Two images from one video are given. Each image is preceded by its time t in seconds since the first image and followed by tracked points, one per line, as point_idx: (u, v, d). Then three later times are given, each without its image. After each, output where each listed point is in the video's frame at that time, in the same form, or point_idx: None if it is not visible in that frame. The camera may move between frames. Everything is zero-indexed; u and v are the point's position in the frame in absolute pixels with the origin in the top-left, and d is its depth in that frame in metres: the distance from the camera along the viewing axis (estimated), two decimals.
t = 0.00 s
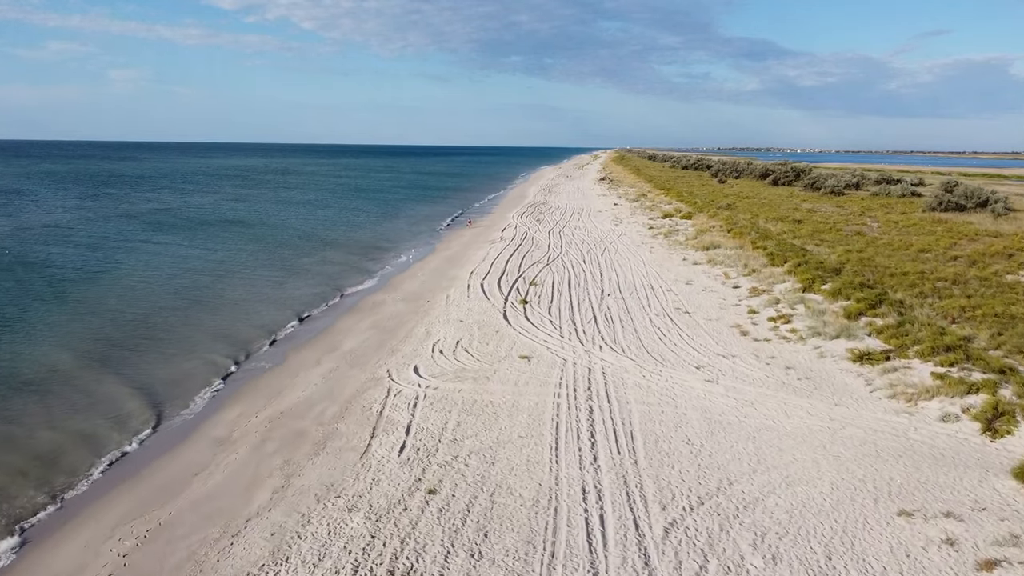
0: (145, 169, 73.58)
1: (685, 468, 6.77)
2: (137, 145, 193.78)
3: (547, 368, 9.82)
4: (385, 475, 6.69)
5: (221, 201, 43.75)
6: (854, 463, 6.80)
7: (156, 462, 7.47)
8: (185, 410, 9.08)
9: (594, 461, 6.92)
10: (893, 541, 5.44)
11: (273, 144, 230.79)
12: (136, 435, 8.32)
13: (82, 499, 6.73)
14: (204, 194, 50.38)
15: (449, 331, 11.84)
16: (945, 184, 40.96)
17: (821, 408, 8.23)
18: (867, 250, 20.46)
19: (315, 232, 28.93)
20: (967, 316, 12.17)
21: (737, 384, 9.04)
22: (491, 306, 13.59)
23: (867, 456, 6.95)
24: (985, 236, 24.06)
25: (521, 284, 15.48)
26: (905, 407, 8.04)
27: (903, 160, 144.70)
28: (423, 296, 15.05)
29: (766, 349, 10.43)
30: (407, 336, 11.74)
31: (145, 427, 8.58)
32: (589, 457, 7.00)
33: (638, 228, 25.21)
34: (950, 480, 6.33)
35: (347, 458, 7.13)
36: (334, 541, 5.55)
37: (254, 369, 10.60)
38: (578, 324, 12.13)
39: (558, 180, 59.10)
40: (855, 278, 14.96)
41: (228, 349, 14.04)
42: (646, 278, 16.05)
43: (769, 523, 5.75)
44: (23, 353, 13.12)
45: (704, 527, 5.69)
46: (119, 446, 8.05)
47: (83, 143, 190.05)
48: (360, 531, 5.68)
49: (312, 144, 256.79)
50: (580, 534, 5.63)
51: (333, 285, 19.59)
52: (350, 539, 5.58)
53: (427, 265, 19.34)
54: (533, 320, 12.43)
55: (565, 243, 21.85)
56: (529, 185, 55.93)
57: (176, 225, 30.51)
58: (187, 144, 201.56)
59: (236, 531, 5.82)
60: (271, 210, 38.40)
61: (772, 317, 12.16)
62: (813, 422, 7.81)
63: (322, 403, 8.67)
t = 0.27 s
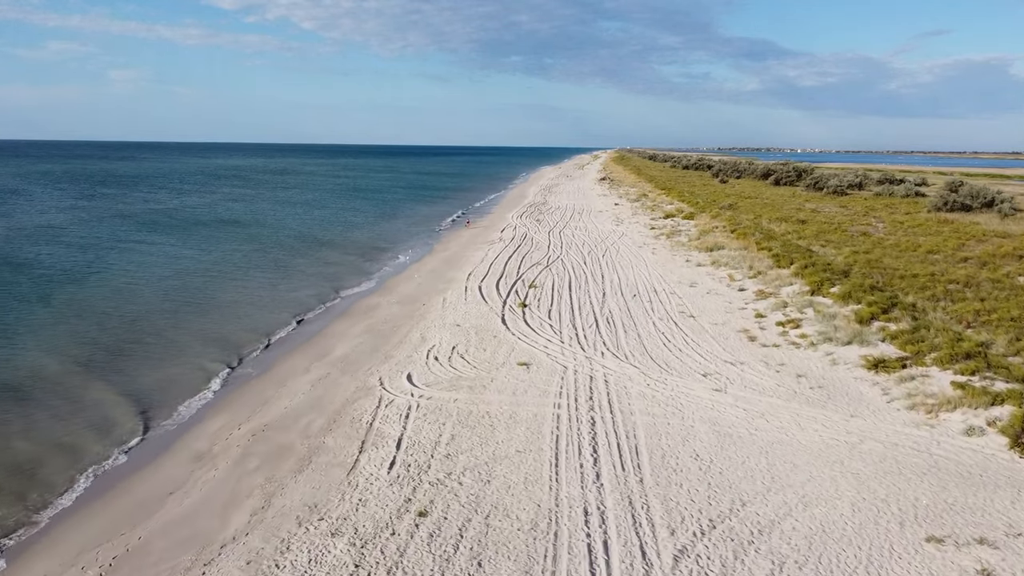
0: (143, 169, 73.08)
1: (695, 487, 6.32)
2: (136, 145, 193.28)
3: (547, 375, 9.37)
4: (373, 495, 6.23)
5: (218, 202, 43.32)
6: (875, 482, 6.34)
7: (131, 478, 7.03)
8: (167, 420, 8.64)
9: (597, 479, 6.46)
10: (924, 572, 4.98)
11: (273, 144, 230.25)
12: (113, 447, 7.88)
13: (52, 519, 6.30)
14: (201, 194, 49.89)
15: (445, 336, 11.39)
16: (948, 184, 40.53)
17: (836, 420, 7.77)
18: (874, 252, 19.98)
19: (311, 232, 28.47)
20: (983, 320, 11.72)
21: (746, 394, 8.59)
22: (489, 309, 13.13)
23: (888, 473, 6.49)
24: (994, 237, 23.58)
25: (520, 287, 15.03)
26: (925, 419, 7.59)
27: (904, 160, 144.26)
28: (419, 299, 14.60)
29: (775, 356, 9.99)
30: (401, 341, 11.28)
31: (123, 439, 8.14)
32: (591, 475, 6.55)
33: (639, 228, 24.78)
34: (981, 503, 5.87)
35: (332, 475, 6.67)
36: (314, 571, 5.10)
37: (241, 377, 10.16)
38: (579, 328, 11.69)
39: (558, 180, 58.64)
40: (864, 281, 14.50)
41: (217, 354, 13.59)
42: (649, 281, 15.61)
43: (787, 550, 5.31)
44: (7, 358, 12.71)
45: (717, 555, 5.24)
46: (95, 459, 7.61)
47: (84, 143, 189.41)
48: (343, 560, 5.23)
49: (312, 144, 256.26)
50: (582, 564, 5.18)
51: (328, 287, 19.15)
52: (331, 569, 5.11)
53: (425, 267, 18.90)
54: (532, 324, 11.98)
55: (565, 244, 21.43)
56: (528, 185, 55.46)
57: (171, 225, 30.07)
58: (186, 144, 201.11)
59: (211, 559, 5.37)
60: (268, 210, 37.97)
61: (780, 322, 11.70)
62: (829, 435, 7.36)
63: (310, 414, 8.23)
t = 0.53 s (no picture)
0: (140, 169, 72.58)
1: (705, 508, 5.87)
2: (135, 144, 192.67)
3: (545, 383, 8.93)
4: (359, 516, 5.79)
5: (215, 202, 42.86)
6: (900, 502, 5.88)
7: (104, 494, 6.61)
8: (147, 431, 8.21)
9: (599, 499, 6.01)
10: None
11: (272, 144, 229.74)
12: (88, 459, 7.44)
13: (16, 540, 5.86)
14: (198, 193, 49.41)
15: (441, 341, 10.95)
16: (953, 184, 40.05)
17: (853, 432, 7.33)
18: (881, 252, 19.53)
19: (307, 232, 28.00)
20: (1000, 324, 11.27)
21: (757, 404, 8.14)
22: (486, 312, 12.69)
23: (914, 492, 6.03)
24: (1003, 238, 23.13)
25: (519, 289, 14.58)
26: (949, 432, 7.13)
27: (905, 160, 143.80)
28: (414, 302, 14.15)
29: (786, 362, 9.54)
30: (394, 346, 10.84)
31: (98, 450, 7.70)
32: (593, 494, 6.09)
33: (640, 228, 24.34)
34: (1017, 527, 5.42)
35: (317, 493, 6.23)
36: None
37: (227, 384, 9.72)
38: (580, 333, 11.24)
39: (558, 180, 58.15)
40: (874, 283, 14.05)
41: (206, 358, 13.14)
42: (652, 282, 15.17)
43: None
44: None
45: None
46: (67, 471, 7.18)
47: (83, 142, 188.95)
48: None
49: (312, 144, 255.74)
50: None
51: (323, 289, 18.71)
52: None
53: (422, 268, 18.46)
54: (532, 329, 11.53)
55: (565, 245, 20.98)
56: (529, 185, 54.97)
57: (165, 225, 29.61)
58: (186, 144, 200.77)
59: None
60: (264, 210, 37.52)
61: (789, 326, 11.25)
62: (847, 449, 6.91)
63: (296, 426, 7.79)
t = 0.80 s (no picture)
0: (137, 169, 72.12)
1: (717, 532, 5.42)
2: (134, 144, 192.11)
3: (545, 392, 8.47)
4: (342, 542, 5.33)
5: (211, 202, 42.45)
6: (928, 526, 5.43)
7: (67, 514, 6.13)
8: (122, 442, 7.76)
9: (602, 522, 5.55)
10: None
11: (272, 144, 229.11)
12: (61, 472, 7.03)
13: None
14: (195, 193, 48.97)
15: (435, 346, 10.49)
16: (957, 183, 39.58)
17: (871, 445, 6.88)
18: (889, 253, 19.07)
19: (303, 232, 27.55)
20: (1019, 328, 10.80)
21: (768, 415, 7.70)
22: (484, 316, 12.25)
23: (942, 515, 5.58)
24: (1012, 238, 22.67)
25: (517, 291, 14.12)
26: (975, 446, 6.68)
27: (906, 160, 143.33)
28: (409, 304, 13.70)
29: (797, 370, 9.08)
30: (386, 352, 10.38)
31: (69, 462, 7.27)
32: (596, 516, 5.64)
33: (642, 229, 23.91)
34: None
35: (297, 515, 5.77)
36: None
37: (211, 392, 9.27)
38: (581, 337, 10.79)
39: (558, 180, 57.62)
40: (885, 285, 13.58)
41: (194, 362, 12.74)
42: (654, 284, 14.73)
43: None
44: None
45: None
46: (32, 486, 6.75)
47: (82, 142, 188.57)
48: None
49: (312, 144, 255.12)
50: None
51: (317, 290, 18.29)
52: None
53: (418, 269, 18.03)
54: (531, 333, 11.08)
55: (565, 245, 20.55)
56: (528, 185, 54.54)
57: (159, 225, 29.19)
58: (185, 144, 200.31)
59: None
60: (260, 210, 37.10)
61: (798, 330, 10.80)
62: (867, 465, 6.45)
63: (279, 439, 7.34)
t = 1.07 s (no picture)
0: (134, 168, 71.61)
1: (731, 559, 4.97)
2: (135, 143, 191.76)
3: (543, 401, 8.02)
4: (321, 570, 4.87)
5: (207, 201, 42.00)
6: (960, 552, 4.98)
7: (30, 535, 5.70)
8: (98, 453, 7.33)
9: (605, 548, 5.10)
10: None
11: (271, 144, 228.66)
12: (32, 485, 6.62)
13: None
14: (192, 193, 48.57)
15: (430, 351, 10.05)
16: (962, 183, 39.12)
17: (893, 461, 6.43)
18: (897, 254, 18.61)
19: (299, 232, 27.12)
20: None
21: (781, 426, 7.25)
22: (481, 319, 11.79)
23: (975, 541, 5.12)
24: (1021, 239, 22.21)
25: (516, 293, 13.68)
26: (1005, 462, 6.23)
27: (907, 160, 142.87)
28: (404, 307, 13.26)
29: (809, 378, 8.64)
30: (378, 357, 9.93)
31: (39, 474, 6.83)
32: (599, 541, 5.19)
33: (643, 229, 23.47)
34: None
35: (274, 540, 5.31)
36: None
37: (194, 401, 8.84)
38: (582, 342, 10.34)
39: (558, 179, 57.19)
40: (896, 287, 13.12)
41: (182, 365, 12.32)
42: (657, 286, 14.28)
43: None
44: None
45: None
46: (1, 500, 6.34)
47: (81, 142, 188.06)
48: None
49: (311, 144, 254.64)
50: None
51: (312, 291, 17.86)
52: None
53: (415, 270, 17.58)
54: (530, 337, 10.63)
55: (565, 246, 20.11)
56: (528, 184, 54.12)
57: (153, 224, 28.76)
58: (185, 144, 199.90)
59: None
60: (257, 210, 36.67)
61: (809, 335, 10.34)
62: (889, 482, 6.00)
63: (261, 452, 6.90)
